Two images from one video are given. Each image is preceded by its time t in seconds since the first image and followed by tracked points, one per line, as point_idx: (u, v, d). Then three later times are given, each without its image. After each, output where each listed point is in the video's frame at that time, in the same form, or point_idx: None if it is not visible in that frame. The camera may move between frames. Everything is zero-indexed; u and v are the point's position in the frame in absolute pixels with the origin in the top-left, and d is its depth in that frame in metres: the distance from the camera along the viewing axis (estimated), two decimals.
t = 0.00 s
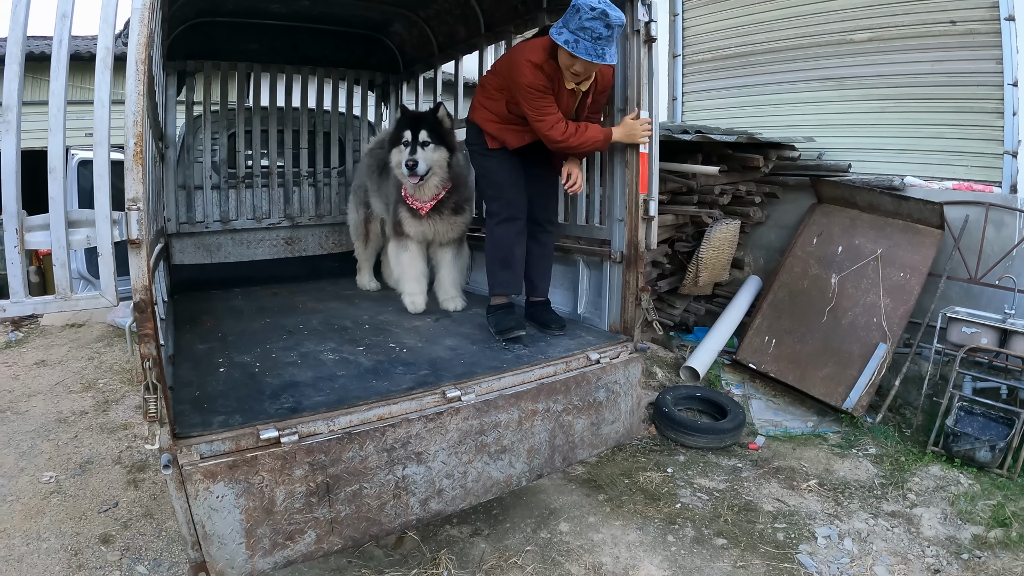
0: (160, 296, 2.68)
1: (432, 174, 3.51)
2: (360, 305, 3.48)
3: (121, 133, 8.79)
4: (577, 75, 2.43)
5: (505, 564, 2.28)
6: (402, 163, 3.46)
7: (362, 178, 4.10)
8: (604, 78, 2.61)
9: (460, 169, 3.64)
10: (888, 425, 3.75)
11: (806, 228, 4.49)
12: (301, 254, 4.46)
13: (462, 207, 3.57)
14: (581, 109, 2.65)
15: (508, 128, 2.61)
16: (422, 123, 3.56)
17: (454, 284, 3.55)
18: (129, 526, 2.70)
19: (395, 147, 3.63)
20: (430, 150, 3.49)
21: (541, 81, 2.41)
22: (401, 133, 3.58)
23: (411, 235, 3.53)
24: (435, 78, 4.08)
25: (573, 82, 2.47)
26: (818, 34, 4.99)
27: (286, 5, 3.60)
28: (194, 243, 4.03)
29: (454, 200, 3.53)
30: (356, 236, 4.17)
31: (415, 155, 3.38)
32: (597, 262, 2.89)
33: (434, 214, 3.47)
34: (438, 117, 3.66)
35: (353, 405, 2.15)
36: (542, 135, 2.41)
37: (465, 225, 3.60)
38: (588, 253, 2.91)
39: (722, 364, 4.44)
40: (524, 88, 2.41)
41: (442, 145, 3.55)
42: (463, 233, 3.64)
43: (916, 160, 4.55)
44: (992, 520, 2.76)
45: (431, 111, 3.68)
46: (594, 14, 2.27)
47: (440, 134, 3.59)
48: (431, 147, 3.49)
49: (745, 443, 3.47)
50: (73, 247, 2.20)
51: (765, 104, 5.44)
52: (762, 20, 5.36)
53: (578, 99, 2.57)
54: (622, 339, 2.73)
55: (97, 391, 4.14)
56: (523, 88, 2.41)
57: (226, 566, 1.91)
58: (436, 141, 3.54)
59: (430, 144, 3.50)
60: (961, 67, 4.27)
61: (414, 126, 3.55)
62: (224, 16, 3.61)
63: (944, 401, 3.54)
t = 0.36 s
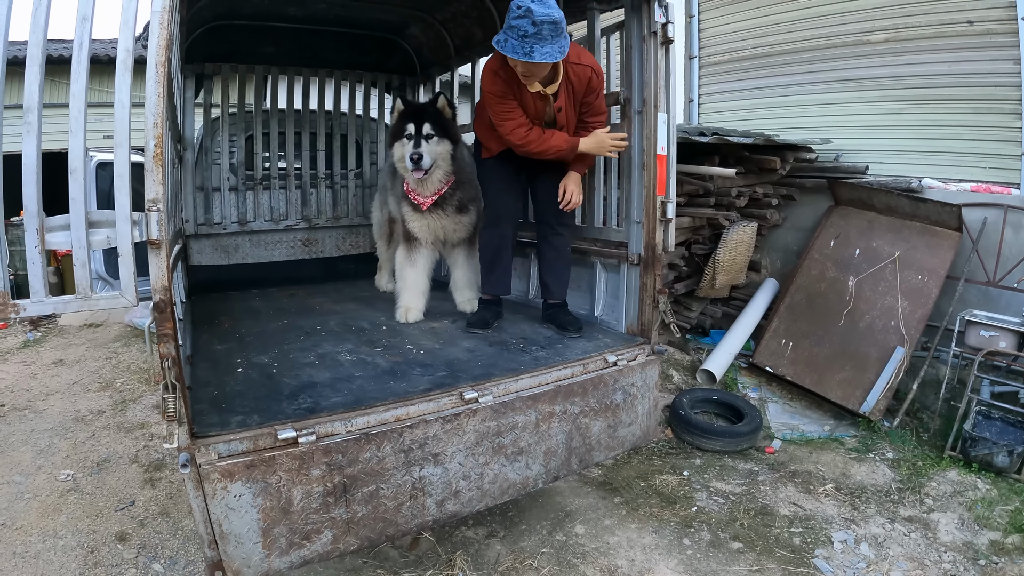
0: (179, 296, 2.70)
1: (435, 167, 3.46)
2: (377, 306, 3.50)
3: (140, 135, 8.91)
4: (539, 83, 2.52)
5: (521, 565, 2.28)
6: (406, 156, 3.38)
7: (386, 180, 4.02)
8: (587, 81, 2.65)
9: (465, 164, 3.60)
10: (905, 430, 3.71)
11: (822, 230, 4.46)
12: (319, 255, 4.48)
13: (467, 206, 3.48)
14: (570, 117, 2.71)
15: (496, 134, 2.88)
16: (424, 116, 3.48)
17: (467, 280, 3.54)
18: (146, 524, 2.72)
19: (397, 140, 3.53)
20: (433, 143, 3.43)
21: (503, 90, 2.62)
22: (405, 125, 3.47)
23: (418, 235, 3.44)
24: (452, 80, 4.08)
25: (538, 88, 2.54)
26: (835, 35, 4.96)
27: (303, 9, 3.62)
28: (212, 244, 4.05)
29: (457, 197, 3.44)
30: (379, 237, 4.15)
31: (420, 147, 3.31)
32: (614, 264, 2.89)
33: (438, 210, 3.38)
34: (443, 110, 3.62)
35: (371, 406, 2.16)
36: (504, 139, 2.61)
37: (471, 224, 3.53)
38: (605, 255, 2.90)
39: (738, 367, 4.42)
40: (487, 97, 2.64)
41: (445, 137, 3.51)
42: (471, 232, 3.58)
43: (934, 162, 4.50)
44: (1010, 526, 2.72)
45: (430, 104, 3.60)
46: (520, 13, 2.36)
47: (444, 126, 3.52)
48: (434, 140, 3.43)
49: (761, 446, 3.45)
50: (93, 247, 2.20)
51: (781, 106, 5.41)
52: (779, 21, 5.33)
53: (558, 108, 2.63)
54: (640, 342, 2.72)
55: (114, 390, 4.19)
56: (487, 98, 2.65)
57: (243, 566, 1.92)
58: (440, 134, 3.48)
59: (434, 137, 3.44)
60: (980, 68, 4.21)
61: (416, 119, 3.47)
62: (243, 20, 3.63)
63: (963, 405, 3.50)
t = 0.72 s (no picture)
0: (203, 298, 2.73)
1: (428, 173, 3.44)
2: (401, 310, 3.52)
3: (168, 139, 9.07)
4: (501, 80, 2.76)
5: (541, 572, 2.26)
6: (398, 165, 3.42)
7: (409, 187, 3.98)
8: (551, 82, 2.76)
9: (461, 164, 3.48)
10: (931, 441, 3.63)
11: (848, 237, 4.41)
12: (345, 259, 4.51)
13: (468, 211, 3.40)
14: (543, 118, 2.88)
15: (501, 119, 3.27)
16: (417, 121, 3.50)
17: (491, 286, 3.50)
18: (168, 522, 2.74)
19: (391, 145, 3.63)
20: (425, 149, 3.41)
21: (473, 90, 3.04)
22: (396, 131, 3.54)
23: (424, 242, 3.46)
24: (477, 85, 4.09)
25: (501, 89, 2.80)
26: (863, 40, 4.89)
27: (329, 15, 3.64)
28: (239, 246, 4.09)
29: (457, 203, 3.37)
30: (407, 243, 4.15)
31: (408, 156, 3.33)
32: (639, 271, 2.87)
33: (434, 216, 3.37)
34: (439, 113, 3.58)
35: (395, 410, 2.16)
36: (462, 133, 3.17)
37: (476, 228, 3.45)
38: (630, 261, 2.89)
39: (763, 376, 4.37)
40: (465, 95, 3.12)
41: (438, 141, 3.48)
42: (482, 235, 3.50)
43: (963, 168, 4.41)
44: None
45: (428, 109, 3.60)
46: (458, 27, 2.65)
47: (437, 130, 3.50)
48: (426, 146, 3.41)
49: (785, 455, 3.41)
50: (121, 250, 2.22)
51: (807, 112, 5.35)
52: (806, 26, 5.27)
53: (518, 106, 2.82)
54: (665, 349, 2.70)
55: (140, 389, 4.25)
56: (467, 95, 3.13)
57: (266, 567, 1.93)
58: (432, 139, 3.46)
59: (425, 143, 3.42)
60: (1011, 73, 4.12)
61: (409, 125, 3.49)
62: (270, 25, 3.68)
63: (990, 416, 3.42)
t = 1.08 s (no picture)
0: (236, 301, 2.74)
1: (425, 184, 3.43)
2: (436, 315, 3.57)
3: (203, 142, 9.22)
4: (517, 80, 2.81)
5: None
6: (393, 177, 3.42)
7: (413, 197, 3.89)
8: (563, 82, 2.76)
9: (459, 176, 3.45)
10: (964, 453, 3.53)
11: (881, 244, 4.33)
12: (376, 262, 4.52)
13: (460, 221, 3.37)
14: (565, 117, 2.89)
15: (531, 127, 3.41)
16: (413, 133, 3.43)
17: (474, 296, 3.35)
18: (195, 518, 2.77)
19: (385, 159, 3.58)
20: (420, 160, 3.39)
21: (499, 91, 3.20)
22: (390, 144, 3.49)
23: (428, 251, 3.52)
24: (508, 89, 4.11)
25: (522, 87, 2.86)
26: (897, 43, 4.80)
27: (362, 19, 3.67)
28: (271, 251, 4.12)
29: (450, 214, 3.37)
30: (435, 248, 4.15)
31: (403, 168, 3.32)
32: (671, 278, 2.85)
33: (428, 225, 3.39)
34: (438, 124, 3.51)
35: (424, 412, 2.16)
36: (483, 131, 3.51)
37: (467, 236, 3.35)
38: (661, 266, 2.86)
39: (794, 384, 4.31)
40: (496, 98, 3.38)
41: (434, 153, 3.43)
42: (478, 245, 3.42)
43: (1001, 173, 4.29)
44: None
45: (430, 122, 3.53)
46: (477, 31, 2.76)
47: (434, 141, 3.44)
48: (419, 157, 3.38)
49: (815, 465, 3.36)
50: (155, 249, 2.26)
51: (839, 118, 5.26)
52: (838, 30, 5.20)
53: (539, 105, 2.87)
54: (697, 356, 2.67)
55: (170, 386, 4.32)
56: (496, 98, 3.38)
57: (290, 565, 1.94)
58: (427, 150, 3.42)
59: (420, 154, 3.39)
60: None
61: (404, 137, 3.43)
62: (303, 30, 3.70)
63: None
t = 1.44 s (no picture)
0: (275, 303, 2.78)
1: (434, 213, 3.28)
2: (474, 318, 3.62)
3: (241, 144, 9.40)
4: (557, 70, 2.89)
5: None
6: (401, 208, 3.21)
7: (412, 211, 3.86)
8: (598, 76, 2.81)
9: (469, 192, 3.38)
10: (1002, 466, 3.44)
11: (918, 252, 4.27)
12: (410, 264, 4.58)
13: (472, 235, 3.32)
14: (601, 114, 2.93)
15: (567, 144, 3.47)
16: (422, 158, 3.25)
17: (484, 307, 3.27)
18: (228, 514, 2.81)
19: (392, 184, 3.40)
20: (430, 189, 3.21)
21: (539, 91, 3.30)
22: (397, 170, 3.31)
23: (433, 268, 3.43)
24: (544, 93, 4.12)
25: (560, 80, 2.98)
26: (934, 46, 4.73)
27: (398, 24, 3.71)
28: (308, 253, 4.23)
29: (462, 230, 3.31)
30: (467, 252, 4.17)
31: (414, 200, 3.12)
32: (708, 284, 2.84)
33: (443, 247, 3.31)
34: (443, 147, 3.34)
35: (460, 414, 2.18)
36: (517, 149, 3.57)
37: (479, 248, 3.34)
38: (698, 272, 2.86)
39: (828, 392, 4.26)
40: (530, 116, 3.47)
41: (442, 181, 3.25)
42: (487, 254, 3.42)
43: None
44: None
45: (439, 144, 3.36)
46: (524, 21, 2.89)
47: (442, 170, 3.27)
48: (430, 186, 3.21)
49: (848, 475, 3.32)
50: (197, 249, 2.29)
51: (874, 123, 5.19)
52: (873, 34, 5.14)
53: (574, 99, 2.94)
54: (732, 363, 2.66)
55: (205, 384, 4.41)
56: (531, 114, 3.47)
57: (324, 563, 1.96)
58: (438, 177, 3.25)
59: (429, 184, 3.20)
60: None
61: (411, 163, 3.24)
62: (340, 34, 3.76)
63: None
